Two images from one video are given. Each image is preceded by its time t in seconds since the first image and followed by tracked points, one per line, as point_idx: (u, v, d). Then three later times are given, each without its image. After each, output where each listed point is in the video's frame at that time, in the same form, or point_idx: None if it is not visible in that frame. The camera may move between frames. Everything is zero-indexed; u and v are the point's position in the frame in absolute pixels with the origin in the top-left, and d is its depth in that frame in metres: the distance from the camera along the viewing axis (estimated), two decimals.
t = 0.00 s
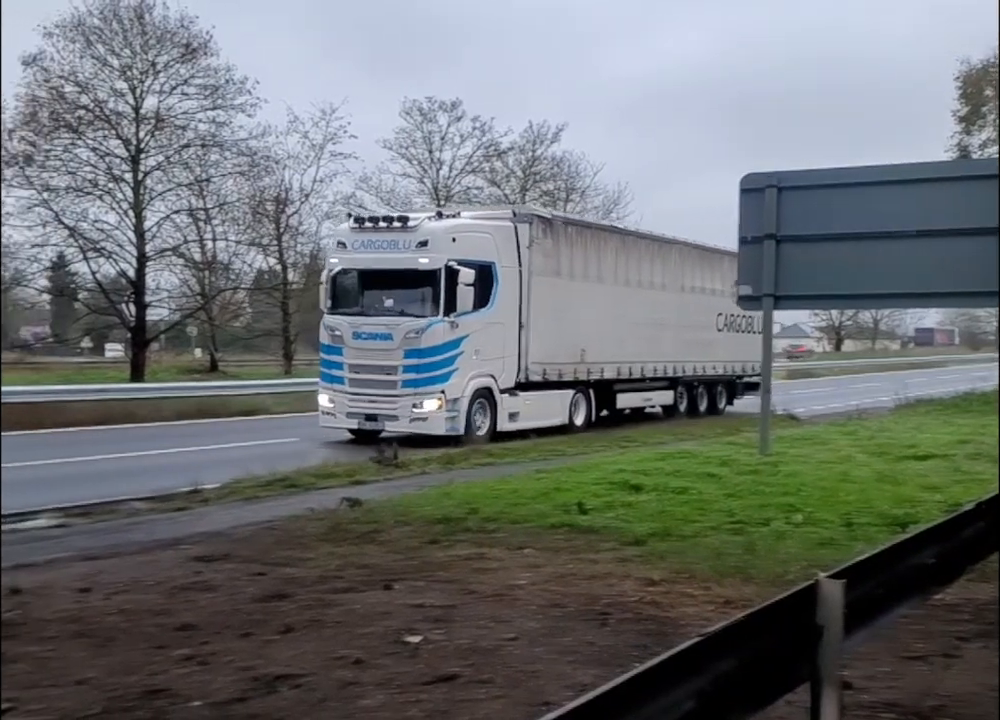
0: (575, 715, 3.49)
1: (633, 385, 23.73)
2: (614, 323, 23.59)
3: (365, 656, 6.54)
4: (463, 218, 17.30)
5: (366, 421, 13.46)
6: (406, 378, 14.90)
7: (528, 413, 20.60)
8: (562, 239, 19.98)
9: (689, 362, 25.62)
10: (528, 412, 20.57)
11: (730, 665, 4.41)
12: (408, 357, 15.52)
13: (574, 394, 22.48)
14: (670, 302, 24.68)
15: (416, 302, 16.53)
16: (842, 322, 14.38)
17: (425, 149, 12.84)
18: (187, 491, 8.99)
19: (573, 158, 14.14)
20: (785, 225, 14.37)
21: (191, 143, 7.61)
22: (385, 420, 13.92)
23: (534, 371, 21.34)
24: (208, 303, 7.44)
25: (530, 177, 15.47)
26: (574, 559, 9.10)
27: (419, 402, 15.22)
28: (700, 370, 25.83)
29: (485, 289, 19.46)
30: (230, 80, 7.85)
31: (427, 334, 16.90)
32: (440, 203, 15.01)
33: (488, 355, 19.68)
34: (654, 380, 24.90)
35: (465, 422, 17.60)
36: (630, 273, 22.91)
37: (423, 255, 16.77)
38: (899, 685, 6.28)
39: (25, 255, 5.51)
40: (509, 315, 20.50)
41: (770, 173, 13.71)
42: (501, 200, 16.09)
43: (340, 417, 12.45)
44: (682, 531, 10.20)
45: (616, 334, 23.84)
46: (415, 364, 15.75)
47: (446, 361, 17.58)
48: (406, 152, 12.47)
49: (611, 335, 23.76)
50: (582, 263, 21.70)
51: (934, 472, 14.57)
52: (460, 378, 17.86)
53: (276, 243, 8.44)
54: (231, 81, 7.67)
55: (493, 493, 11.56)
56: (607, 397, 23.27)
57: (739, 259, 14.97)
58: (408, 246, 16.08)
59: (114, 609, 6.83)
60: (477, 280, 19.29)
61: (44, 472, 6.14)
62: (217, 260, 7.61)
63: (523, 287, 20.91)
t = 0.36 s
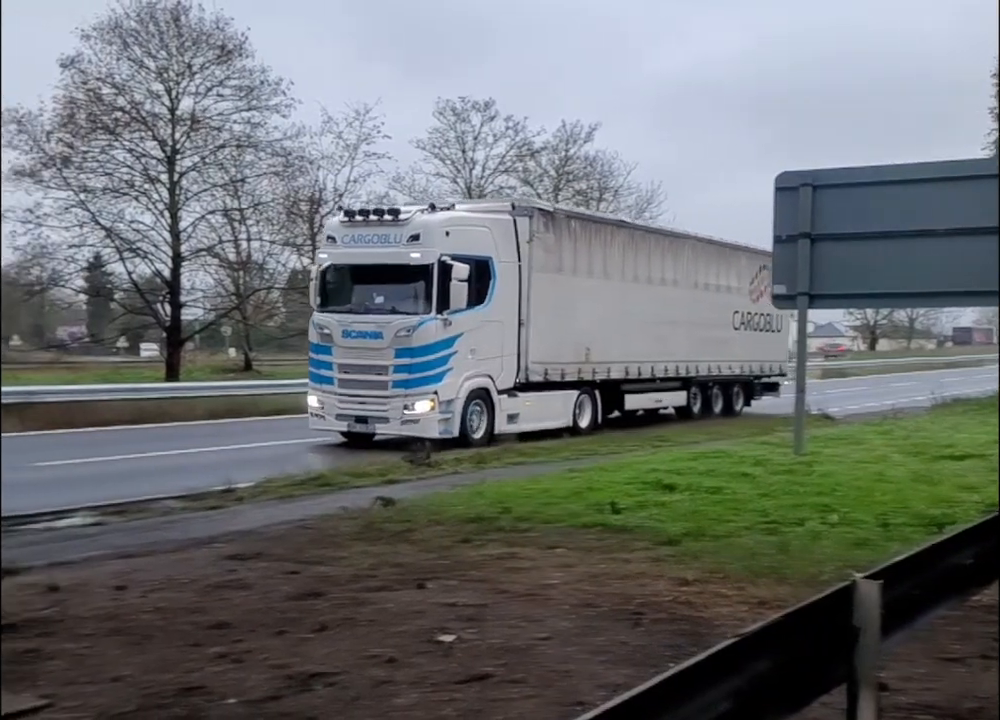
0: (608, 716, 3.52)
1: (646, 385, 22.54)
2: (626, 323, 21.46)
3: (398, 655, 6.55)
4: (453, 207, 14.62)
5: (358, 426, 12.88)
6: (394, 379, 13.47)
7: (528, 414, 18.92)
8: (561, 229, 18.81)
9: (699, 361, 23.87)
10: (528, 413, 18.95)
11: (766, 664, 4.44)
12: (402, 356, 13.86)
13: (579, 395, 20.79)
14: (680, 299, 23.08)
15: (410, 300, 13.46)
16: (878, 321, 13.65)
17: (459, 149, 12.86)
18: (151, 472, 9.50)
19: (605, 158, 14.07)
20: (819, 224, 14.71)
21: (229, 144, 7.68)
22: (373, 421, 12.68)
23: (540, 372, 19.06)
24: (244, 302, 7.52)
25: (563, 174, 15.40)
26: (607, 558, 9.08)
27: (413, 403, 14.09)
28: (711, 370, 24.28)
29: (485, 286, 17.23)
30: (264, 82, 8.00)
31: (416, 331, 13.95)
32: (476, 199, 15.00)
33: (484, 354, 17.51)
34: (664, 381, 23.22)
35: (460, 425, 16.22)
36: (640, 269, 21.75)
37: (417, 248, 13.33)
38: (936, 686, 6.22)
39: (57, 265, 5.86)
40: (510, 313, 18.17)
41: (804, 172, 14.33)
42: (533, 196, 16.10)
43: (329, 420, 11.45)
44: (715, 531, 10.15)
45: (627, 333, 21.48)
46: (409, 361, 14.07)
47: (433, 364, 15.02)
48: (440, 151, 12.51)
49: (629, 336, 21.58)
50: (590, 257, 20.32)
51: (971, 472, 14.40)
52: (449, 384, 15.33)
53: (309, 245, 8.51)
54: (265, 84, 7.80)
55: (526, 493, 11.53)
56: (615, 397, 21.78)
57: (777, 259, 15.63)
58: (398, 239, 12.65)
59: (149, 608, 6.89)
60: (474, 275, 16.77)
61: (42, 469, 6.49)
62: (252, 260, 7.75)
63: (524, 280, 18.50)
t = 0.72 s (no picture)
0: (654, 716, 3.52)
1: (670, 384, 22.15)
2: (640, 321, 21.32)
3: (440, 655, 6.57)
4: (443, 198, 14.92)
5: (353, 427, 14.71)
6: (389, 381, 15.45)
7: (534, 416, 18.72)
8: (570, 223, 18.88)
9: (721, 360, 23.36)
10: (538, 414, 18.90)
11: (816, 666, 4.57)
12: (398, 355, 15.89)
13: (593, 396, 20.42)
14: (699, 295, 22.66)
15: (406, 297, 16.00)
16: (924, 321, 13.39)
17: (501, 149, 12.88)
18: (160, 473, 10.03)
19: (646, 157, 14.02)
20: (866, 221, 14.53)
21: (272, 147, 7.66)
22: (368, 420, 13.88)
23: (547, 370, 19.05)
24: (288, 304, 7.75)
25: (605, 175, 15.35)
26: (649, 559, 9.05)
27: (407, 405, 15.80)
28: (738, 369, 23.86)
29: (487, 281, 17.94)
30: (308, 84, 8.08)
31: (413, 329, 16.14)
32: (518, 194, 15.11)
33: (485, 354, 17.87)
34: (684, 380, 22.76)
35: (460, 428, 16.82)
36: (656, 267, 21.49)
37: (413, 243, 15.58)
38: (984, 689, 6.15)
39: (105, 266, 6.09)
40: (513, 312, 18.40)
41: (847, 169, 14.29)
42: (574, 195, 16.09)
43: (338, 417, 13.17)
44: (759, 532, 10.09)
45: (642, 334, 21.37)
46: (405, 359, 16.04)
47: (429, 363, 16.63)
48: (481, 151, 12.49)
49: (644, 336, 21.45)
50: (601, 254, 20.19)
51: None
52: (449, 384, 16.79)
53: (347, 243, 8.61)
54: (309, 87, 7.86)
55: (568, 493, 11.52)
56: (629, 397, 21.31)
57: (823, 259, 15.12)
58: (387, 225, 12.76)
59: (194, 606, 6.96)
60: (471, 271, 17.55)
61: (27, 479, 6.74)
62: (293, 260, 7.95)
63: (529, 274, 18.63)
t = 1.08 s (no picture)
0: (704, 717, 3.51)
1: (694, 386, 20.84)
2: (660, 320, 19.73)
3: (487, 655, 6.57)
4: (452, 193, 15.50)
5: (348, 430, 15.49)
6: (387, 382, 15.28)
7: (544, 419, 17.23)
8: (579, 214, 17.42)
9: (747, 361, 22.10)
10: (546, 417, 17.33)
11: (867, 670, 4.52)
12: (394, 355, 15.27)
13: (605, 399, 18.70)
14: (722, 293, 21.50)
15: (403, 295, 15.38)
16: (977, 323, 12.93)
17: (547, 149, 12.90)
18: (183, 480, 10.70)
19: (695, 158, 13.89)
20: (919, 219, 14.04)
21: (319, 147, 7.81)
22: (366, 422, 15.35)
23: (558, 373, 17.29)
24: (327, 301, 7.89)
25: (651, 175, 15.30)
26: (696, 560, 9.01)
27: (403, 408, 15.33)
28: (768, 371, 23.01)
29: (491, 277, 16.38)
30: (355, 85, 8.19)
31: (411, 330, 15.24)
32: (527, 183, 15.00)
33: (489, 357, 16.22)
34: (706, 382, 21.37)
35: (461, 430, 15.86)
36: (677, 262, 20.11)
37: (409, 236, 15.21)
38: None
39: (155, 267, 6.27)
40: (517, 313, 16.69)
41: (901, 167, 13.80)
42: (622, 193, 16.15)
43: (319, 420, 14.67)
44: (808, 532, 10.02)
45: (660, 333, 19.69)
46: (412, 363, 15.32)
47: (430, 363, 15.43)
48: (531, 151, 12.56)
49: (664, 336, 19.84)
50: (615, 249, 18.53)
51: None
52: (448, 385, 15.55)
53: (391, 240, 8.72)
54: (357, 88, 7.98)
55: (614, 493, 11.49)
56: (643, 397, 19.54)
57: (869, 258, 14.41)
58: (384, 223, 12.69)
59: (242, 605, 7.01)
60: (472, 268, 16.07)
61: None
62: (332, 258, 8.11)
63: (536, 272, 16.95)
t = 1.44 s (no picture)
0: None
1: (710, 387, 19.94)
2: (678, 318, 19.11)
3: (539, 655, 6.55)
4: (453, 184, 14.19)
5: (342, 435, 13.84)
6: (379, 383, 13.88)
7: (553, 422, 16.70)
8: (589, 205, 16.98)
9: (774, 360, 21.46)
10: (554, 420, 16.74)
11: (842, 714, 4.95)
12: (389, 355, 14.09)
13: (618, 400, 18.05)
14: (746, 290, 20.87)
15: (399, 294, 14.01)
16: None
17: (597, 149, 12.89)
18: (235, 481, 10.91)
19: (746, 156, 13.75)
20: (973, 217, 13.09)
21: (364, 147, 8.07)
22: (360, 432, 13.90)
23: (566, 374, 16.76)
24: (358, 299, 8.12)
25: (702, 173, 15.16)
26: (749, 560, 8.95)
27: (397, 412, 14.13)
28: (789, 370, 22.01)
29: (492, 274, 15.69)
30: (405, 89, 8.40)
31: (406, 328, 14.12)
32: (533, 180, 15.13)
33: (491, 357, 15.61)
34: (729, 382, 20.70)
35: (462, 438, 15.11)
36: (696, 259, 19.56)
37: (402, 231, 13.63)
38: None
39: (208, 270, 6.56)
40: (522, 313, 16.15)
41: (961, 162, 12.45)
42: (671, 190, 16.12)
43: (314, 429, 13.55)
44: (862, 533, 9.92)
45: (677, 332, 18.99)
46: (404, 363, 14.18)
47: (427, 363, 14.53)
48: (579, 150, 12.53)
49: (684, 337, 19.21)
50: (626, 243, 17.92)
51: None
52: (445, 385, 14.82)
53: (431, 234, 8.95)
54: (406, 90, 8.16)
55: (665, 493, 11.44)
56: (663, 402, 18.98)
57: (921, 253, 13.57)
58: (386, 222, 13.20)
59: (295, 605, 7.05)
60: (472, 262, 15.40)
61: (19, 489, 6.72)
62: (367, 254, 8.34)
63: (542, 268, 16.43)
